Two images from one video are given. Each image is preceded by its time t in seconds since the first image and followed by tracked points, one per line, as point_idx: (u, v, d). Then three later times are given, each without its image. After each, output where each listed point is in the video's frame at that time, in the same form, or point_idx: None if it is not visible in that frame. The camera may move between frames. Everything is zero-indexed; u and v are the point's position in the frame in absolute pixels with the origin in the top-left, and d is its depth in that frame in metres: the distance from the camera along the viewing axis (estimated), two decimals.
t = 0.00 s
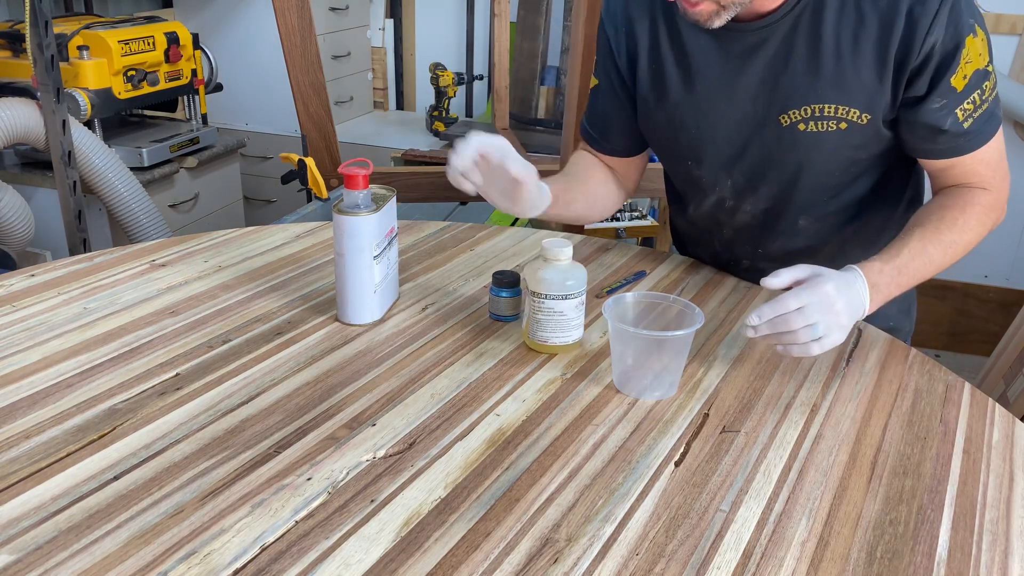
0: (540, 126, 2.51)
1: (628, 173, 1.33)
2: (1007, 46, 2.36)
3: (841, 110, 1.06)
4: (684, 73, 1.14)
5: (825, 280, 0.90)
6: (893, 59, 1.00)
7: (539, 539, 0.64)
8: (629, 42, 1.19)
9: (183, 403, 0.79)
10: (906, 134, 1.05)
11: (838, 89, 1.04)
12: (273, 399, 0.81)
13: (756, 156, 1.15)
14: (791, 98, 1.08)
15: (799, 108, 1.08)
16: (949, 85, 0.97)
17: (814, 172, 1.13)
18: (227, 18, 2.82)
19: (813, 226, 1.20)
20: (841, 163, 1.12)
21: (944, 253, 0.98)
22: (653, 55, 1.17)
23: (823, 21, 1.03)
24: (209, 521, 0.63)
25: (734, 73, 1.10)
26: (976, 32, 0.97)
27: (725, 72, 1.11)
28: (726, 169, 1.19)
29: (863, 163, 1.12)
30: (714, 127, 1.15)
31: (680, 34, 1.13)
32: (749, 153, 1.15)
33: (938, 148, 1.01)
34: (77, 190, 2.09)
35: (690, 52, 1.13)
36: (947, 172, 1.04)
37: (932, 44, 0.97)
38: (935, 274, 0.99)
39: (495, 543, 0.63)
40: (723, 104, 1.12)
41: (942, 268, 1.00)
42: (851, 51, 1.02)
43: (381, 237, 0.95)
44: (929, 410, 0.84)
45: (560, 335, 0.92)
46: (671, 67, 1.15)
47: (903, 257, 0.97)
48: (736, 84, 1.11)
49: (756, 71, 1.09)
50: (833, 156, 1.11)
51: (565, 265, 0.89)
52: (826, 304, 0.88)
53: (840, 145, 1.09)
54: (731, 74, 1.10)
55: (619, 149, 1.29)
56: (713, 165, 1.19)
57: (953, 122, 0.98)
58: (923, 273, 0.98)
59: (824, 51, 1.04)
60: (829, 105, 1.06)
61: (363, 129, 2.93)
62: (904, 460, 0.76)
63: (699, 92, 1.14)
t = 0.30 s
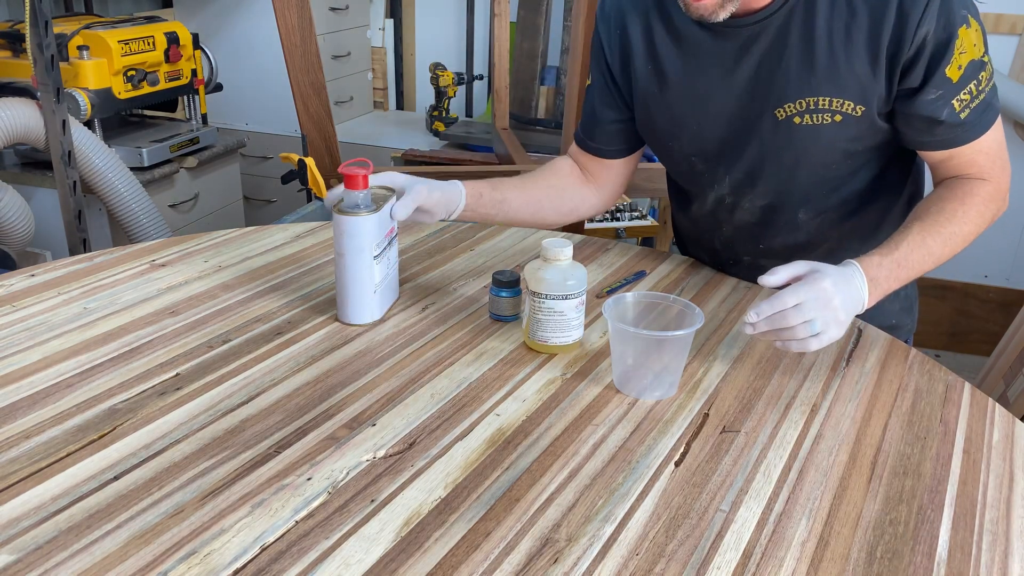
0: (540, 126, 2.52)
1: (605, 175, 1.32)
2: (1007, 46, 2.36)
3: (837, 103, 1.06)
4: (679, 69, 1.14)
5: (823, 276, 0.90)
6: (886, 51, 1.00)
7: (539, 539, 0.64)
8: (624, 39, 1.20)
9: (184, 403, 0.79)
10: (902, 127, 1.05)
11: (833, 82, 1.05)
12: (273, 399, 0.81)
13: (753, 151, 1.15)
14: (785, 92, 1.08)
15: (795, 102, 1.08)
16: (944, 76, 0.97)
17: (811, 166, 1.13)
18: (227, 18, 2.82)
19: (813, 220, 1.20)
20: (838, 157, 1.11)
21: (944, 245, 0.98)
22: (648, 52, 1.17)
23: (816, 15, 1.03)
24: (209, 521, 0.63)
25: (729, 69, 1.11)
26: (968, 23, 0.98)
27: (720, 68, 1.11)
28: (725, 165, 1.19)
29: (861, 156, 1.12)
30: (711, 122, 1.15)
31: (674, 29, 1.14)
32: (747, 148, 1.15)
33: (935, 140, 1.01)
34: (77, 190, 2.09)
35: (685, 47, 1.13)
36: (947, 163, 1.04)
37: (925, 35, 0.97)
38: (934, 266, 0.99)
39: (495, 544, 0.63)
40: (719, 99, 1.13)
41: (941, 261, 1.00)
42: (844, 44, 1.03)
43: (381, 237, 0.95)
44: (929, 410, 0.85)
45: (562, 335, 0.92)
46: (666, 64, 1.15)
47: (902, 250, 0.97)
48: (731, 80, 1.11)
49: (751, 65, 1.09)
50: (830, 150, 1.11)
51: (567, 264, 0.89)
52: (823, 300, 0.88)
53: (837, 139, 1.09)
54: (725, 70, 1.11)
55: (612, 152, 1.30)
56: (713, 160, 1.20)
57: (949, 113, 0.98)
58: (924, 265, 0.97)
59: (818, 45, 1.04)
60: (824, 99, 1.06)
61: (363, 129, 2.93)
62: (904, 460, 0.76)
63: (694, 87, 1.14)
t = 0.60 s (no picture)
0: (540, 126, 2.52)
1: (611, 174, 1.33)
2: (1007, 45, 2.36)
3: (829, 104, 1.06)
4: (677, 68, 1.15)
5: (800, 271, 0.91)
6: (877, 53, 1.00)
7: (539, 539, 0.64)
8: (622, 39, 1.20)
9: (183, 403, 0.79)
10: (894, 129, 1.04)
11: (825, 83, 1.04)
12: (273, 399, 0.81)
13: (748, 152, 1.15)
14: (779, 92, 1.08)
15: (788, 103, 1.08)
16: (934, 79, 0.97)
17: (806, 167, 1.13)
18: (227, 18, 2.81)
19: (809, 221, 1.20)
20: (832, 159, 1.11)
21: (928, 247, 0.98)
22: (644, 51, 1.18)
23: (809, 16, 1.03)
24: (209, 521, 0.63)
25: (725, 68, 1.11)
26: (960, 26, 0.97)
27: (716, 66, 1.12)
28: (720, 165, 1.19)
29: (855, 158, 1.12)
30: (708, 122, 1.16)
31: (670, 30, 1.14)
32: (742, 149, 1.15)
33: (925, 143, 1.01)
34: (77, 190, 2.09)
35: (681, 46, 1.14)
36: (935, 166, 1.04)
37: (915, 37, 0.97)
38: (919, 268, 0.99)
39: (495, 544, 0.63)
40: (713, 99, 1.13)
41: (926, 263, 1.00)
42: (837, 46, 1.03)
43: (429, 223, 0.95)
44: (929, 411, 0.84)
45: (562, 335, 0.92)
46: (663, 63, 1.16)
47: (885, 250, 0.98)
48: (727, 79, 1.11)
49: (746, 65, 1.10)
50: (825, 151, 1.10)
51: (567, 264, 0.89)
52: (798, 293, 0.89)
53: (830, 140, 1.09)
54: (721, 69, 1.11)
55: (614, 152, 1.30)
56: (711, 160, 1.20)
57: (938, 116, 0.98)
58: (908, 266, 0.98)
59: (811, 45, 1.04)
60: (817, 100, 1.06)
61: (363, 129, 2.93)
62: (904, 460, 0.76)
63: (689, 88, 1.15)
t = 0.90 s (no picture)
0: (540, 126, 2.52)
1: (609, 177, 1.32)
2: (1007, 45, 2.36)
3: (839, 108, 1.06)
4: (683, 72, 1.15)
5: (821, 282, 0.89)
6: (888, 57, 1.00)
7: (539, 539, 0.64)
8: (626, 43, 1.20)
9: (183, 403, 0.79)
10: (904, 132, 1.05)
11: (835, 87, 1.04)
12: (273, 399, 0.81)
13: (755, 155, 1.15)
14: (788, 96, 1.08)
15: (797, 107, 1.08)
16: (946, 83, 0.97)
17: (814, 169, 1.13)
18: (227, 18, 2.81)
19: (814, 223, 1.20)
20: (840, 161, 1.12)
21: (942, 250, 0.99)
22: (650, 55, 1.17)
23: (818, 20, 1.03)
24: (209, 521, 0.63)
25: (733, 72, 1.11)
26: (970, 29, 0.97)
27: (723, 71, 1.11)
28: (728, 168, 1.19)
29: (862, 160, 1.12)
30: (715, 125, 1.16)
31: (677, 35, 1.14)
32: (750, 153, 1.15)
33: (936, 146, 1.01)
34: (77, 190, 2.09)
35: (688, 51, 1.13)
36: (946, 168, 1.04)
37: (927, 41, 0.97)
38: (933, 272, 0.99)
39: (495, 543, 0.63)
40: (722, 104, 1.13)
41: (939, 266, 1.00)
42: (847, 50, 1.02)
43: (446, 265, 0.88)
44: (930, 410, 0.84)
45: (562, 334, 0.92)
46: (670, 67, 1.15)
47: (900, 256, 0.98)
48: (735, 83, 1.11)
49: (753, 69, 1.10)
50: (833, 154, 1.11)
51: (566, 264, 0.89)
52: (819, 304, 0.88)
53: (839, 143, 1.09)
54: (728, 73, 1.11)
55: (615, 155, 1.29)
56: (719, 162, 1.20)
57: (950, 120, 0.98)
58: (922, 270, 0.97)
59: (821, 50, 1.04)
60: (826, 104, 1.06)
61: (363, 129, 2.93)
62: (904, 460, 0.76)
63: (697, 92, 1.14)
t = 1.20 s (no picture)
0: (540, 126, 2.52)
1: (636, 168, 1.34)
2: (1007, 46, 2.36)
3: (850, 110, 1.06)
4: (696, 70, 1.15)
5: (828, 288, 0.89)
6: (903, 60, 1.01)
7: (539, 539, 0.64)
8: (641, 38, 1.20)
9: (183, 403, 0.79)
10: (913, 136, 1.05)
11: (848, 89, 1.05)
12: (274, 399, 0.81)
13: (764, 154, 1.15)
14: (800, 96, 1.08)
15: (809, 107, 1.08)
16: (959, 89, 0.98)
17: (822, 169, 1.13)
18: (226, 17, 2.81)
19: (819, 223, 1.20)
20: (849, 162, 1.12)
21: (949, 259, 0.99)
22: (663, 52, 1.17)
23: (834, 21, 1.03)
24: (210, 520, 0.63)
25: (746, 70, 1.11)
26: (987, 36, 0.98)
27: (736, 69, 1.12)
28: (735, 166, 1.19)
29: (870, 162, 1.12)
30: (725, 124, 1.16)
31: (692, 32, 1.14)
32: (758, 151, 1.16)
33: (945, 151, 1.02)
34: (77, 190, 2.09)
35: (702, 48, 1.14)
36: (955, 176, 1.05)
37: (943, 46, 0.97)
38: (940, 280, 0.99)
39: (495, 543, 0.63)
40: (733, 102, 1.13)
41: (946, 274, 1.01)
42: (862, 52, 1.03)
43: (446, 264, 0.88)
44: (930, 410, 0.85)
45: (562, 335, 0.92)
46: (683, 64, 1.15)
47: (908, 263, 0.98)
48: (748, 82, 1.11)
49: (766, 68, 1.10)
50: (841, 155, 1.11)
51: (566, 264, 0.89)
52: (826, 312, 0.87)
53: (848, 145, 1.10)
54: (741, 71, 1.11)
55: (634, 145, 1.29)
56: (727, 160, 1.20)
57: (961, 126, 0.99)
58: (929, 277, 0.98)
59: (835, 51, 1.04)
60: (838, 105, 1.06)
61: (363, 129, 2.93)
62: (904, 460, 0.76)
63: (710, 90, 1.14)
